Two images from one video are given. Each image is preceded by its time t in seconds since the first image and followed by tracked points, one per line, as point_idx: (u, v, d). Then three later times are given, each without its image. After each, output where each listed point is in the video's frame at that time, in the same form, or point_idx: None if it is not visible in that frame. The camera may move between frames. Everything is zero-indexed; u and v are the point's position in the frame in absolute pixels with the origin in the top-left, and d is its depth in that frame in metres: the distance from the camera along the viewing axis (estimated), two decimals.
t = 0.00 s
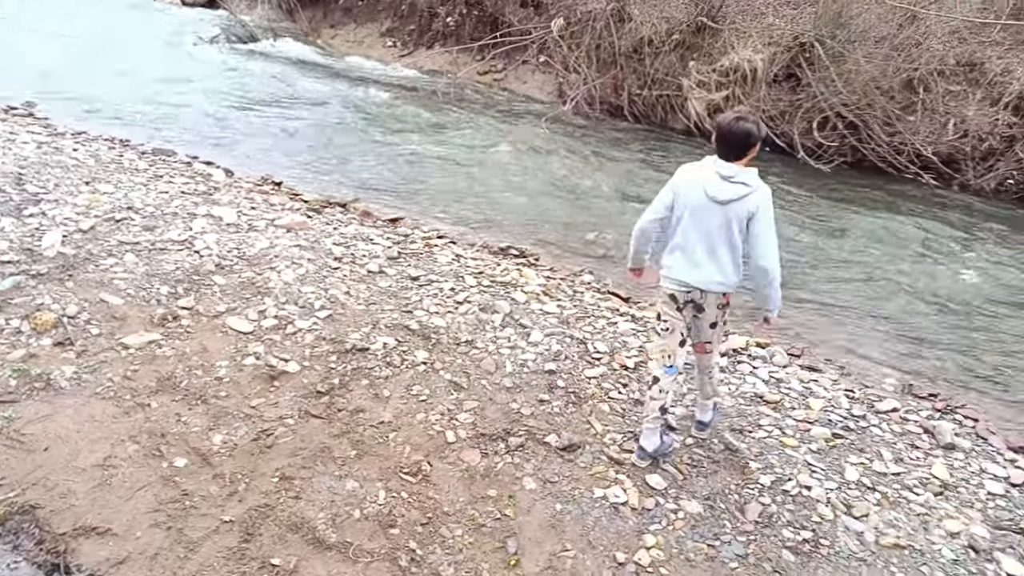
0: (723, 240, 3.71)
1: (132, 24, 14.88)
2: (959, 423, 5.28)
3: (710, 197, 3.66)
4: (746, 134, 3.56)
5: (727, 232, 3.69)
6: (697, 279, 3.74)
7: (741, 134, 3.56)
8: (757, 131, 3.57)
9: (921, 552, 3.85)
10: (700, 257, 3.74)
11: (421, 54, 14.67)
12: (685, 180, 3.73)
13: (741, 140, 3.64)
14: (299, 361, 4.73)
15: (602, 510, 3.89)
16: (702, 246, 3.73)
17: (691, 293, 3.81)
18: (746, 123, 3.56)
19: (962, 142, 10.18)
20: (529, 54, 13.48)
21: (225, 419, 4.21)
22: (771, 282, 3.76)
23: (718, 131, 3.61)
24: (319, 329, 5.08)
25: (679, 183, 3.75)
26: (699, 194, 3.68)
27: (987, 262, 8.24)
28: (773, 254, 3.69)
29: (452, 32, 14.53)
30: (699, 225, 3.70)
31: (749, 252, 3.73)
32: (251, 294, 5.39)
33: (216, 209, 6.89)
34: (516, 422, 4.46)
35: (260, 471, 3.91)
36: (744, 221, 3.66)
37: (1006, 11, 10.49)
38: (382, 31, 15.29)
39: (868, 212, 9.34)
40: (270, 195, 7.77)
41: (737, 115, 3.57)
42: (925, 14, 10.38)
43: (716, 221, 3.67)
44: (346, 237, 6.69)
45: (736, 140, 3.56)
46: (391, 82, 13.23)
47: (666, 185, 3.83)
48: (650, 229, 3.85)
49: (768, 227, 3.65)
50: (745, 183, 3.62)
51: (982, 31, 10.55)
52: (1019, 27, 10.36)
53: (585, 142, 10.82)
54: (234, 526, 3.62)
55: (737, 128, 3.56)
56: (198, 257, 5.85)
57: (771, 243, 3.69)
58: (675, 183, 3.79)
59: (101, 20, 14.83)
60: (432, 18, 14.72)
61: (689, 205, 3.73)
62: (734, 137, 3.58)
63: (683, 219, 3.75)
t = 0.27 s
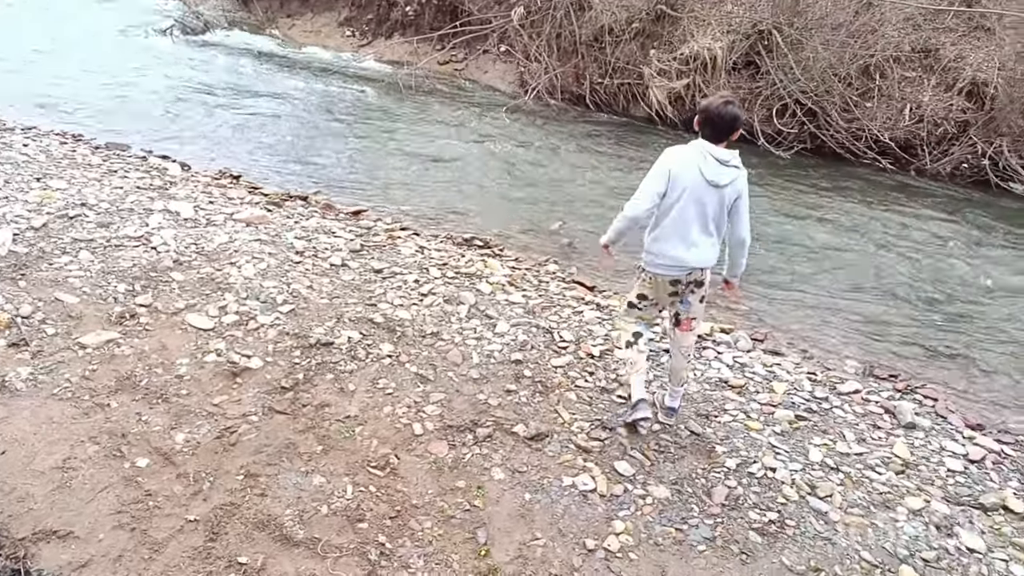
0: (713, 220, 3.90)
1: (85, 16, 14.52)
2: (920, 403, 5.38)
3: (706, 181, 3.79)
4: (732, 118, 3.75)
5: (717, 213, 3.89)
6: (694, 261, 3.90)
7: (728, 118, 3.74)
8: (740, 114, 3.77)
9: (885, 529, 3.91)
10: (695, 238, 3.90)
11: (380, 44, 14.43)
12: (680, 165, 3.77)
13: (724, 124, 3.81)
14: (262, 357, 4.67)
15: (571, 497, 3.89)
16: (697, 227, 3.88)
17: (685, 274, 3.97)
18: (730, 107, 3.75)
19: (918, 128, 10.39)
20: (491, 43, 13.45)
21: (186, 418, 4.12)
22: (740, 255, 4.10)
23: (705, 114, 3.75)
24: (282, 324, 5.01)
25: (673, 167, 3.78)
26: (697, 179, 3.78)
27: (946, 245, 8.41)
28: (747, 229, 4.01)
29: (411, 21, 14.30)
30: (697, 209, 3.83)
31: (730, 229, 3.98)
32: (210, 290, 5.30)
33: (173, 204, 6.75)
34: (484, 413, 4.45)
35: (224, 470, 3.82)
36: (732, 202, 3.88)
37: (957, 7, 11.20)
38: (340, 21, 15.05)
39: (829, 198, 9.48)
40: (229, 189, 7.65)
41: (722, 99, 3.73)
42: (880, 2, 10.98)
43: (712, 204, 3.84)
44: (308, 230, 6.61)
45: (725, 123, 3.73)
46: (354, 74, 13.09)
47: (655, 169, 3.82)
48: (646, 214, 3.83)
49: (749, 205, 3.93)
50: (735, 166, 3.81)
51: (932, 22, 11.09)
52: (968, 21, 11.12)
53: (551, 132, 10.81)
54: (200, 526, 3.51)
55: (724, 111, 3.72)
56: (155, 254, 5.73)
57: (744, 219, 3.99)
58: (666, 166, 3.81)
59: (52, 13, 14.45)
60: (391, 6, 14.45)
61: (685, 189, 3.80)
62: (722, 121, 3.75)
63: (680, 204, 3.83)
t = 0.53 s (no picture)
0: (699, 205, 3.98)
1: (54, 23, 14.32)
2: (902, 389, 5.45)
3: (696, 169, 3.84)
4: (709, 104, 3.77)
5: (703, 198, 3.98)
6: (688, 248, 3.98)
7: (705, 105, 3.77)
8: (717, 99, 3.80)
9: (871, 515, 3.95)
10: (686, 226, 3.96)
11: (356, 45, 14.41)
12: (673, 156, 3.77)
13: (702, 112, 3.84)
14: (246, 364, 4.62)
15: (561, 495, 3.89)
16: (688, 215, 3.95)
17: (678, 261, 4.04)
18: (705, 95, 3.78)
19: (891, 117, 10.52)
20: (467, 42, 13.42)
21: (170, 427, 4.07)
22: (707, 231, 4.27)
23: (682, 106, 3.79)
24: (265, 329, 4.97)
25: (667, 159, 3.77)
26: (688, 169, 3.82)
27: (922, 233, 8.52)
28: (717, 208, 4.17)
29: (387, 21, 14.26)
30: (689, 198, 3.88)
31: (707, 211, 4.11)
32: (191, 298, 5.24)
33: (150, 211, 6.67)
34: (471, 413, 4.44)
35: (210, 479, 3.77)
36: (713, 185, 4.00)
37: None
38: (316, 23, 15.01)
39: (807, 189, 9.56)
40: (206, 195, 7.57)
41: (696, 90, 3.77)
42: None
43: (702, 191, 3.91)
44: (288, 234, 6.56)
45: (703, 111, 3.76)
46: (330, 75, 13.00)
47: (649, 162, 3.77)
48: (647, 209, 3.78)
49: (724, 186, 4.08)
50: (717, 150, 3.89)
51: (902, 13, 11.24)
52: (936, 12, 11.24)
53: (529, 130, 10.81)
54: (188, 536, 3.45)
55: (699, 100, 3.75)
56: (133, 262, 5.66)
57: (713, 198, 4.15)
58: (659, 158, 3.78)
59: (20, 20, 14.24)
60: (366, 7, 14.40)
61: (678, 180, 3.83)
62: (700, 109, 3.78)
63: (674, 194, 3.85)
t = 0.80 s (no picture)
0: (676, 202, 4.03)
1: (45, 33, 14.31)
2: (898, 387, 5.47)
3: (671, 167, 3.88)
4: (675, 103, 3.80)
5: (680, 194, 4.03)
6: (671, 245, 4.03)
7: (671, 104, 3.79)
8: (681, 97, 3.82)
9: (870, 513, 3.96)
10: (667, 224, 4.01)
11: (349, 51, 14.45)
12: (648, 158, 3.80)
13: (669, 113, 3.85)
14: (242, 372, 4.61)
15: (560, 498, 3.88)
16: (667, 213, 3.99)
17: (661, 259, 4.09)
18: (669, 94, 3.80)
19: (883, 116, 10.58)
20: (460, 47, 13.45)
21: (167, 437, 4.05)
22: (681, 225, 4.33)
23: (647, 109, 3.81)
24: (262, 337, 4.96)
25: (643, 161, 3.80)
26: (664, 168, 3.86)
27: (915, 231, 8.55)
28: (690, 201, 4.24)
29: (380, 28, 14.34)
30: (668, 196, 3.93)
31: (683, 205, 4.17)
32: (187, 306, 5.23)
33: (144, 220, 6.65)
34: (470, 418, 4.43)
35: (208, 488, 3.75)
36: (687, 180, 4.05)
37: None
38: (308, 30, 15.05)
39: (800, 189, 9.60)
40: (201, 203, 7.56)
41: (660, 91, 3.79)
42: None
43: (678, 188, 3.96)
44: (284, 241, 6.55)
45: (670, 111, 3.78)
46: (323, 82, 13.02)
47: (626, 165, 3.79)
48: (628, 213, 3.81)
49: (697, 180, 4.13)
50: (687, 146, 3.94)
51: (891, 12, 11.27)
52: (925, 11, 11.27)
53: (523, 134, 10.82)
54: (186, 546, 3.43)
55: (665, 100, 3.77)
56: (128, 271, 5.64)
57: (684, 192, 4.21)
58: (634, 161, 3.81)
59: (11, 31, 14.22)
60: (359, 14, 14.49)
61: (654, 180, 3.87)
62: (666, 110, 3.80)
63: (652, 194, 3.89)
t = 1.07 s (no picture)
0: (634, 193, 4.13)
1: (42, 37, 14.31)
2: (893, 390, 5.48)
3: (624, 159, 3.98)
4: (623, 98, 3.91)
5: (636, 186, 4.12)
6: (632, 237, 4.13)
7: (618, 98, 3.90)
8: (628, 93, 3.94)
9: (865, 517, 3.97)
10: (626, 216, 4.11)
11: (345, 55, 14.48)
12: (599, 153, 3.89)
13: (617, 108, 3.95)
14: (238, 375, 4.61)
15: (556, 501, 3.89)
16: (625, 205, 4.09)
17: (623, 251, 4.18)
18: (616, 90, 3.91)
19: (878, 120, 10.62)
20: (456, 51, 13.47)
21: (163, 440, 4.05)
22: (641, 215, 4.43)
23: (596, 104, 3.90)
24: (257, 340, 4.97)
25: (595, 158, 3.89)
26: (616, 162, 3.96)
27: (910, 235, 8.59)
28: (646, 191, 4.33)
29: (376, 32, 14.37)
30: (624, 188, 4.02)
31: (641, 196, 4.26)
32: (183, 310, 5.23)
33: (140, 224, 6.65)
34: (465, 421, 4.44)
35: (203, 491, 3.75)
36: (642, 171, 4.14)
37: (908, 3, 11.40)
38: (304, 34, 15.07)
39: (796, 193, 9.63)
40: (197, 207, 7.55)
41: (608, 87, 3.89)
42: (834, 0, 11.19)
43: (634, 180, 4.06)
44: (280, 245, 6.56)
45: (620, 105, 3.88)
46: (320, 85, 13.04)
47: (578, 163, 3.89)
48: (583, 208, 3.91)
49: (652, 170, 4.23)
50: (637, 138, 4.03)
51: (885, 17, 11.28)
52: (919, 15, 11.33)
53: (519, 138, 10.85)
54: (181, 549, 3.43)
55: (613, 95, 3.88)
56: (124, 275, 5.64)
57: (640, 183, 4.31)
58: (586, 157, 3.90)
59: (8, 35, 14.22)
60: (355, 18, 14.51)
61: (609, 174, 3.96)
62: (615, 104, 3.90)
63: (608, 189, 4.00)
